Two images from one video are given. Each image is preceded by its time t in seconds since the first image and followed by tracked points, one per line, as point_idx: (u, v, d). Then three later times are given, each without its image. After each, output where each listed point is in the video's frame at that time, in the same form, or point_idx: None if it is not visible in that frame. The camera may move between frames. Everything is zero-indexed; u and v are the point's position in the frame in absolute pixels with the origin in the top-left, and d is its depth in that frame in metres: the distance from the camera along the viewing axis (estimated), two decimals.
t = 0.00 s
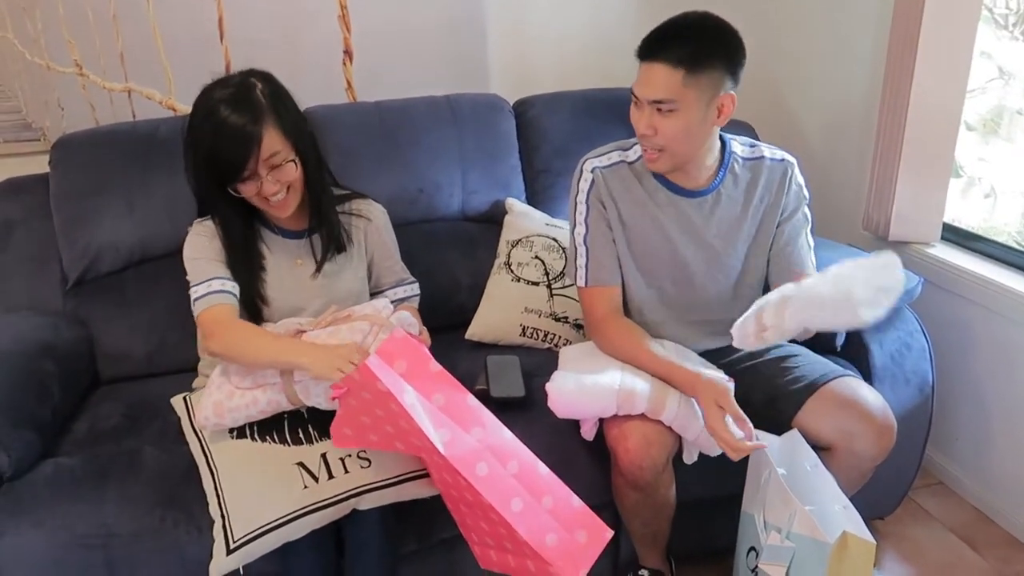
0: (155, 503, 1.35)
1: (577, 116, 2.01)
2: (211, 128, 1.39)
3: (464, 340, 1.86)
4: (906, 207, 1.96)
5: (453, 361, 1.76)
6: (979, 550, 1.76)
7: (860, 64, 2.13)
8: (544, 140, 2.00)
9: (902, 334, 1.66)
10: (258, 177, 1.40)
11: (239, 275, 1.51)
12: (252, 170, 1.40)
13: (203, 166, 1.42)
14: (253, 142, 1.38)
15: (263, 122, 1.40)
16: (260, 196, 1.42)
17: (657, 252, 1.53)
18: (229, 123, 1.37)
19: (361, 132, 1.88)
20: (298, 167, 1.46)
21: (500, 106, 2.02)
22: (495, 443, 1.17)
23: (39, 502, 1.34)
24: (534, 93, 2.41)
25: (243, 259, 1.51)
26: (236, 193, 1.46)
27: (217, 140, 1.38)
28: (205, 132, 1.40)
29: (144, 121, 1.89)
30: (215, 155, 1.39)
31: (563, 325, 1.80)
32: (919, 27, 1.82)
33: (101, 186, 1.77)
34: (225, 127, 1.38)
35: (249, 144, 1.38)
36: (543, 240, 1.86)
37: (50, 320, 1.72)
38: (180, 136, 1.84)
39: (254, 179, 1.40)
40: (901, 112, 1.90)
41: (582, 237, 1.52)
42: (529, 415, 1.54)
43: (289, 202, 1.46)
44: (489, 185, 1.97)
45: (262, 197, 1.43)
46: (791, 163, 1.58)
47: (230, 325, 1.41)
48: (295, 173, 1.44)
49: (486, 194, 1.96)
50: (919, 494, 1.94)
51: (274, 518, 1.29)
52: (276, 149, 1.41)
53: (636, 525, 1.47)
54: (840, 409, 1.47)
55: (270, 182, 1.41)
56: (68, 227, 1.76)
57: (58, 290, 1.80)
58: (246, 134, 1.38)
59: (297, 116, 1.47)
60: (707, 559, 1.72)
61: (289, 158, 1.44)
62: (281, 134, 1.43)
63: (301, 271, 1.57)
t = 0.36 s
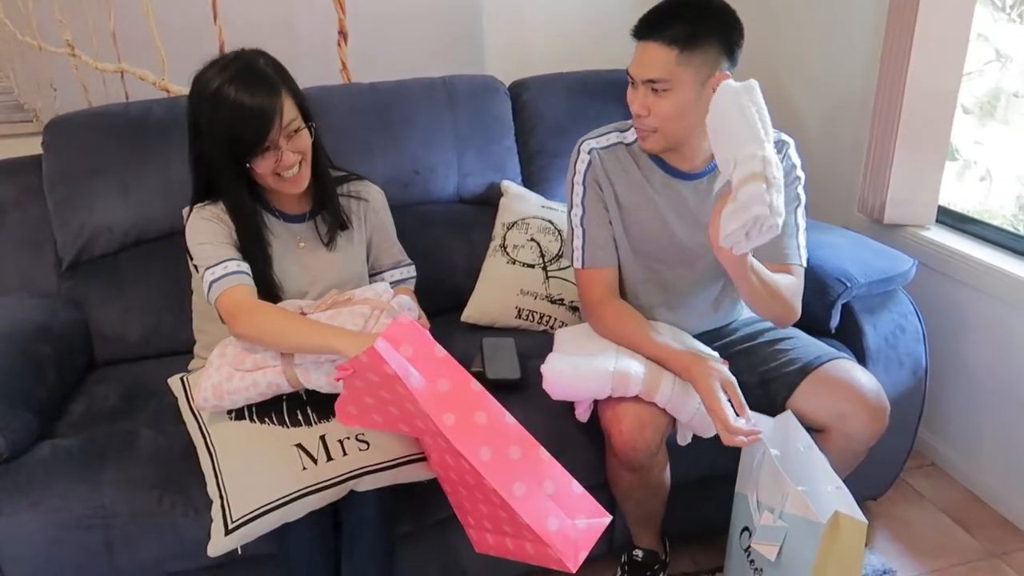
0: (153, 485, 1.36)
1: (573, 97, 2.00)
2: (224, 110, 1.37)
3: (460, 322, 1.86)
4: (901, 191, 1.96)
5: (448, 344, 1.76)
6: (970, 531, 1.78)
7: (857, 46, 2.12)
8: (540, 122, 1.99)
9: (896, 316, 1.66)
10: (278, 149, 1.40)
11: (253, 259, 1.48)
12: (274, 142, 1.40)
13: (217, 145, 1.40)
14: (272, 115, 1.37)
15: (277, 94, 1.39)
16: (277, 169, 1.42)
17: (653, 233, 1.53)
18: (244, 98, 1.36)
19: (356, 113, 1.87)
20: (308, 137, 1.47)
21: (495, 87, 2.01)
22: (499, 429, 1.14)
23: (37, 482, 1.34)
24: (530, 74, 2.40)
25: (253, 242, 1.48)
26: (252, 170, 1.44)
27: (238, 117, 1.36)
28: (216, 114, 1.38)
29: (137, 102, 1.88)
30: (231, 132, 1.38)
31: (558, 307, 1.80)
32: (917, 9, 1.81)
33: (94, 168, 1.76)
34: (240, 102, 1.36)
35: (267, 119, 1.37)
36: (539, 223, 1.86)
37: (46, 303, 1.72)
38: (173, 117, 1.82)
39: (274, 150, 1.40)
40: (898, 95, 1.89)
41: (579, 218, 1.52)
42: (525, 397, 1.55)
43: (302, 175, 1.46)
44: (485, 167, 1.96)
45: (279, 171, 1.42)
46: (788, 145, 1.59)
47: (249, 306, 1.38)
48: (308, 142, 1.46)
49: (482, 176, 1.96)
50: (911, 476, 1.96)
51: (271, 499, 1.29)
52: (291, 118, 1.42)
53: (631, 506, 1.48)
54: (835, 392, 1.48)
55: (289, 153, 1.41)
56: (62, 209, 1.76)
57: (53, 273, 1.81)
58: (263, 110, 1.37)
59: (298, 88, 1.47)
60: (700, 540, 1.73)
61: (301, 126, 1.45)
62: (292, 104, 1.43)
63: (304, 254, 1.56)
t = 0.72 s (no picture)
0: (151, 476, 1.36)
1: (572, 88, 1.99)
2: (225, 101, 1.36)
3: (458, 314, 1.86)
4: (900, 184, 1.96)
5: (447, 335, 1.76)
6: (966, 522, 1.78)
7: (856, 38, 2.11)
8: (539, 113, 1.99)
9: (893, 309, 1.66)
10: (279, 138, 1.40)
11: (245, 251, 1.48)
12: (274, 132, 1.39)
13: (217, 135, 1.39)
14: (273, 105, 1.36)
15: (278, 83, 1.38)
16: (277, 159, 1.42)
17: (652, 226, 1.52)
18: (246, 86, 1.35)
19: (355, 104, 1.86)
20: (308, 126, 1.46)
21: (494, 78, 2.00)
22: (499, 420, 1.16)
23: (35, 473, 1.34)
24: (528, 65, 2.39)
25: (250, 234, 1.48)
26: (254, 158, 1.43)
27: (238, 106, 1.35)
28: (217, 105, 1.37)
29: (133, 91, 1.86)
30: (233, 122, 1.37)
31: (557, 299, 1.80)
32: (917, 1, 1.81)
33: (91, 157, 1.75)
34: (244, 90, 1.35)
35: (268, 109, 1.36)
36: (538, 214, 1.85)
37: (43, 293, 1.72)
38: (170, 106, 1.81)
39: (276, 139, 1.40)
40: (897, 87, 1.89)
41: (575, 212, 1.51)
42: (523, 388, 1.55)
43: (302, 164, 1.45)
44: (483, 158, 1.95)
45: (280, 159, 1.42)
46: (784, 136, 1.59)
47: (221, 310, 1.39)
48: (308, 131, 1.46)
49: (480, 167, 1.95)
50: (908, 468, 1.96)
51: (270, 491, 1.30)
52: (292, 107, 1.41)
53: (629, 497, 1.48)
54: (832, 384, 1.48)
55: (291, 141, 1.41)
56: (59, 200, 1.75)
57: (50, 264, 1.80)
58: (264, 100, 1.36)
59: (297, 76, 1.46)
60: (698, 531, 1.74)
61: (301, 115, 1.43)
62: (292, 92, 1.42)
63: (301, 243, 1.56)
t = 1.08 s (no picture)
0: (153, 477, 1.36)
1: (571, 86, 1.99)
2: (201, 108, 1.36)
3: (459, 313, 1.86)
4: (900, 180, 1.96)
5: (448, 335, 1.76)
6: (968, 518, 1.79)
7: (855, 34, 2.11)
8: (538, 112, 1.98)
9: (894, 305, 1.66)
10: (247, 154, 1.39)
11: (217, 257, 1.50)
12: (242, 147, 1.38)
13: (192, 143, 1.40)
14: (245, 116, 1.37)
15: (254, 97, 1.39)
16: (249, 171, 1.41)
17: (653, 224, 1.52)
18: (221, 96, 1.36)
19: (354, 104, 1.86)
20: (287, 144, 1.45)
21: (493, 77, 1.99)
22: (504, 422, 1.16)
23: (37, 475, 1.34)
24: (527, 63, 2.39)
25: (224, 240, 1.50)
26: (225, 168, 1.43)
27: (205, 117, 1.36)
28: (193, 110, 1.38)
29: (132, 92, 1.86)
30: (205, 132, 1.37)
31: (558, 298, 1.80)
32: None
33: (90, 159, 1.75)
34: (218, 100, 1.36)
35: (239, 120, 1.36)
36: (538, 213, 1.85)
37: (44, 295, 1.71)
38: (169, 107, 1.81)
39: (244, 156, 1.39)
40: (897, 83, 1.89)
41: (578, 211, 1.51)
42: (525, 387, 1.55)
43: (277, 176, 1.44)
44: (483, 157, 1.95)
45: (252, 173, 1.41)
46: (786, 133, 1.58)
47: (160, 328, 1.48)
48: (285, 149, 1.44)
49: (480, 166, 1.95)
50: (909, 464, 1.96)
51: (270, 493, 1.29)
52: (266, 124, 1.40)
53: (631, 496, 1.48)
54: (833, 381, 1.48)
55: (259, 158, 1.39)
56: (58, 202, 1.75)
57: (50, 266, 1.80)
58: (237, 110, 1.36)
59: (287, 91, 1.46)
60: (700, 528, 1.74)
61: (279, 134, 1.43)
62: (272, 106, 1.42)
63: (289, 245, 1.55)
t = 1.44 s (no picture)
0: (154, 477, 1.36)
1: (573, 88, 1.99)
2: (213, 83, 1.39)
3: (460, 315, 1.86)
4: (901, 184, 1.96)
5: (449, 336, 1.76)
6: (967, 522, 1.79)
7: (858, 37, 2.11)
8: (540, 113, 1.98)
9: (895, 310, 1.67)
10: (269, 113, 1.43)
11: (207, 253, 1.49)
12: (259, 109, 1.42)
13: (199, 116, 1.41)
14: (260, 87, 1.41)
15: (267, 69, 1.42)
16: (264, 139, 1.44)
17: (654, 227, 1.52)
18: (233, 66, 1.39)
19: (357, 104, 1.86)
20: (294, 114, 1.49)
21: (495, 78, 1.99)
22: (492, 416, 1.17)
23: (38, 474, 1.34)
24: (530, 64, 2.38)
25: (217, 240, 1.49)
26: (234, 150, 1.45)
27: (212, 91, 1.39)
28: (203, 87, 1.39)
29: (134, 91, 1.86)
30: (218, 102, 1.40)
31: (559, 299, 1.80)
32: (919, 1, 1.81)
33: (92, 157, 1.75)
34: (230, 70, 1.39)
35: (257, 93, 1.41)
36: (539, 215, 1.85)
37: (45, 294, 1.71)
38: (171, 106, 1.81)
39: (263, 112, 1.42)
40: (899, 87, 1.89)
41: (579, 213, 1.51)
42: (525, 389, 1.55)
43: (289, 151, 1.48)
44: (485, 158, 1.95)
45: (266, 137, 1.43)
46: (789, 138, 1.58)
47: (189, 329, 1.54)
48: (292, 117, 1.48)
49: (481, 167, 1.95)
50: (909, 468, 1.97)
51: (267, 492, 1.30)
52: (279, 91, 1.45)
53: (631, 498, 1.48)
54: (835, 385, 1.48)
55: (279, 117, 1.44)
56: (60, 200, 1.74)
57: (51, 264, 1.80)
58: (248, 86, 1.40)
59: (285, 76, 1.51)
60: (699, 531, 1.74)
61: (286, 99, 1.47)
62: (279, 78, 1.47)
63: (278, 247, 1.56)
